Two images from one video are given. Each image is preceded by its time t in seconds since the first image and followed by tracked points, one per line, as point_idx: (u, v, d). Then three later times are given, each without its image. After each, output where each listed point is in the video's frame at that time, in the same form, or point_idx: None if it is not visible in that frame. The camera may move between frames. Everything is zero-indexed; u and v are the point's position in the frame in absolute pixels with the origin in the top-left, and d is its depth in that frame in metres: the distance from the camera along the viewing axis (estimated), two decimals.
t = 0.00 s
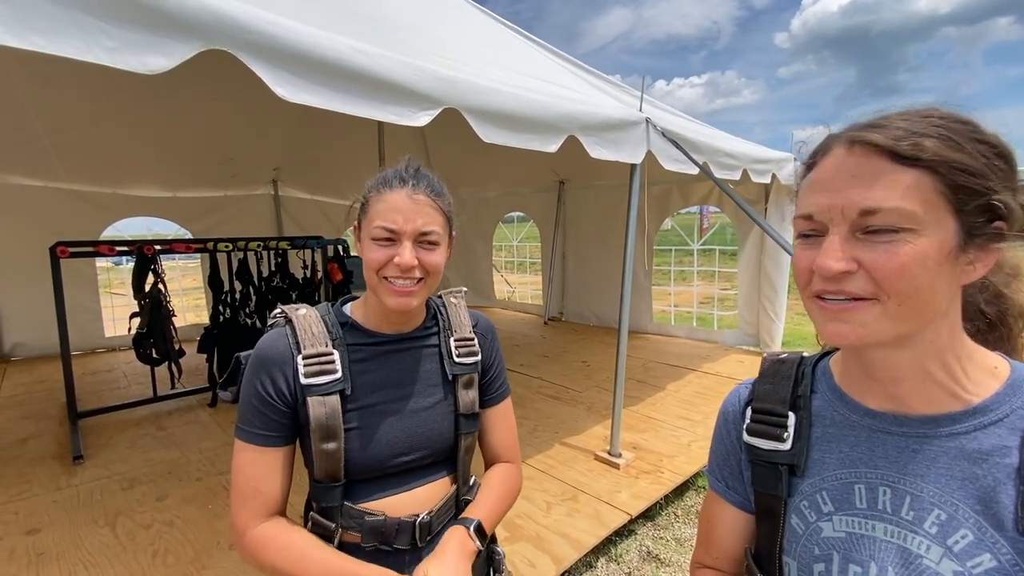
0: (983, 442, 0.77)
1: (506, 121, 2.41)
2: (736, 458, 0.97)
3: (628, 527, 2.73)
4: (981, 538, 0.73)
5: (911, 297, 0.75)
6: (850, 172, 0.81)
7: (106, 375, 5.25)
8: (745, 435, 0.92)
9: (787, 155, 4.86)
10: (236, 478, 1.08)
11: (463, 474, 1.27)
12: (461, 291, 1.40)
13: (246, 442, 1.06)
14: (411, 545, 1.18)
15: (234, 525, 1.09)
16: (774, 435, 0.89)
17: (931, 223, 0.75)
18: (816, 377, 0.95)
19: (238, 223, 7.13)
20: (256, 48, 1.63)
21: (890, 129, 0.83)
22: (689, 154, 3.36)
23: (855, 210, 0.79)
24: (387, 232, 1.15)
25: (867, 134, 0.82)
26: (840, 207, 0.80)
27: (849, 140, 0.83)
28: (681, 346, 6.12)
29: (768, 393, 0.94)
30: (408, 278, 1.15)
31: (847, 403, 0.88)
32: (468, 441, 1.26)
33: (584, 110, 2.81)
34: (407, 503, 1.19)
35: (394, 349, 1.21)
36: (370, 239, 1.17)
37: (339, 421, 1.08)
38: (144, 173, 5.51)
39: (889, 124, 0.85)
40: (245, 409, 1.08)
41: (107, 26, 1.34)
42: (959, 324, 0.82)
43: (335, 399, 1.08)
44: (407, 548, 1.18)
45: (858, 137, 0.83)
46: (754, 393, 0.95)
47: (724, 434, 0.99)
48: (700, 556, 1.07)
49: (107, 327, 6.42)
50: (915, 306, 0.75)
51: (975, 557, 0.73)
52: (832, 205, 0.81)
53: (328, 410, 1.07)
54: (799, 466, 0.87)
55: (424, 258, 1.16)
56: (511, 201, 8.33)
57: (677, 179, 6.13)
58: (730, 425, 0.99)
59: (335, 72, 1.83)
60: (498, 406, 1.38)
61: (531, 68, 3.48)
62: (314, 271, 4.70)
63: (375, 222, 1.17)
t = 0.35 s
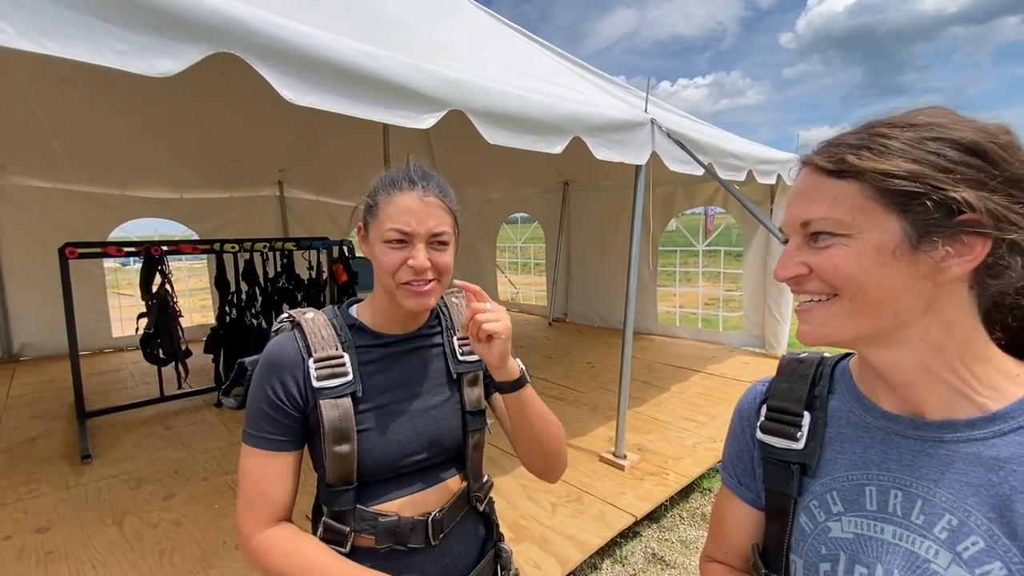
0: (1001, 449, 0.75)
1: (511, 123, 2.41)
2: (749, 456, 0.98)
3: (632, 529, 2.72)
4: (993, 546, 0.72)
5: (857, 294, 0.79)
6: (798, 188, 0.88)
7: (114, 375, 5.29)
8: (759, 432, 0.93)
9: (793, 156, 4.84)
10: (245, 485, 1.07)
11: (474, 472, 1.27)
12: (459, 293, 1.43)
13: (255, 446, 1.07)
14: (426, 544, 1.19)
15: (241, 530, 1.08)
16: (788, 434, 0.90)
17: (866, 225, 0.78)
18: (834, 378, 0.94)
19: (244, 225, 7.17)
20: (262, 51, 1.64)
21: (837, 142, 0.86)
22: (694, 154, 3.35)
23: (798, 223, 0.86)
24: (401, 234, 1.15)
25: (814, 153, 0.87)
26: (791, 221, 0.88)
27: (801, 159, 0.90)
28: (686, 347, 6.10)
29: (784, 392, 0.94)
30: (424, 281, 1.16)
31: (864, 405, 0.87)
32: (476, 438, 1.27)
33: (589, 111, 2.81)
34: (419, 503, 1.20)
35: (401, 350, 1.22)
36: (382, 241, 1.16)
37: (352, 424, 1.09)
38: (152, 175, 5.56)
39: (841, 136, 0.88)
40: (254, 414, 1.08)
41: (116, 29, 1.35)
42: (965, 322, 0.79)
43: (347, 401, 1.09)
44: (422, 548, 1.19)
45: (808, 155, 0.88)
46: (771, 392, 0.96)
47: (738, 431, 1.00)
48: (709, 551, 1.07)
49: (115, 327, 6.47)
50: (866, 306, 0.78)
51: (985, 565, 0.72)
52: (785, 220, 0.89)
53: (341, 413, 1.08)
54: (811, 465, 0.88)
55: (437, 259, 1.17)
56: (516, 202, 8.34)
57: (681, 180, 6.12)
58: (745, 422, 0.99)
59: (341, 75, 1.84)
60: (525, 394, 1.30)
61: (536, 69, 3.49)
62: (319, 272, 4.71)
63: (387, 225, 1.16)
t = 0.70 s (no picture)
0: (1017, 453, 0.75)
1: (512, 123, 2.41)
2: (754, 457, 0.97)
3: (634, 530, 2.72)
4: (1009, 551, 0.71)
5: (867, 294, 0.79)
6: (810, 187, 0.88)
7: (116, 375, 5.30)
8: (767, 432, 0.92)
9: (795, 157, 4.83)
10: (245, 488, 1.08)
11: (475, 474, 1.27)
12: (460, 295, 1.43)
13: (253, 446, 1.07)
14: (426, 547, 1.18)
15: (241, 531, 1.09)
16: (796, 435, 0.89)
17: (876, 226, 0.78)
18: (844, 380, 0.94)
19: (246, 225, 7.18)
20: (265, 52, 1.64)
21: (850, 141, 0.86)
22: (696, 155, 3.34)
23: (810, 222, 0.86)
24: (412, 238, 1.14)
25: (826, 151, 0.87)
26: (803, 220, 0.88)
27: (814, 156, 0.90)
28: (688, 348, 6.09)
29: (793, 392, 0.94)
30: (430, 286, 1.16)
31: (876, 406, 0.87)
32: (476, 440, 1.27)
33: (591, 112, 2.81)
34: (420, 506, 1.20)
35: (399, 352, 1.22)
36: (392, 243, 1.15)
37: (349, 425, 1.08)
38: (154, 175, 5.57)
39: (856, 135, 0.87)
40: (253, 415, 1.08)
41: (120, 30, 1.36)
42: (981, 323, 0.79)
43: (345, 402, 1.09)
44: (422, 551, 1.19)
45: (819, 154, 0.88)
46: (779, 392, 0.96)
47: (743, 431, 0.99)
48: (710, 553, 1.07)
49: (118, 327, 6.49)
50: (876, 306, 0.79)
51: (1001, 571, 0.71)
52: (795, 220, 0.90)
53: (338, 414, 1.08)
54: (819, 467, 0.87)
55: (446, 267, 1.18)
56: (518, 203, 8.33)
57: (684, 181, 6.12)
58: (751, 421, 0.99)
59: (343, 76, 1.84)
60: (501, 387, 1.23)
61: (538, 70, 3.49)
62: (321, 272, 4.72)
63: (398, 227, 1.14)
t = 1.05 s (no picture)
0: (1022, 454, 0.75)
1: (511, 124, 2.41)
2: (755, 461, 0.97)
3: (634, 531, 2.72)
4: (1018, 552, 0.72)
5: (871, 296, 0.79)
6: (811, 190, 0.88)
7: (115, 376, 5.30)
8: (768, 437, 0.92)
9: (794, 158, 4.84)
10: (244, 488, 1.08)
11: (473, 475, 1.27)
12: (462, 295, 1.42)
13: (252, 447, 1.07)
14: (424, 548, 1.18)
15: (239, 532, 1.09)
16: (798, 439, 0.89)
17: (879, 230, 0.78)
18: (844, 383, 0.93)
19: (246, 226, 7.18)
20: (265, 54, 1.64)
21: (852, 144, 0.86)
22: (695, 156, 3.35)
23: (811, 225, 0.86)
24: (413, 249, 1.14)
25: (827, 153, 0.87)
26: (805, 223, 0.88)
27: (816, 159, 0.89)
28: (688, 348, 6.10)
29: (793, 397, 0.93)
30: (428, 297, 1.17)
31: (877, 408, 0.87)
32: (474, 441, 1.26)
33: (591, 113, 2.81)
34: (417, 506, 1.20)
35: (398, 353, 1.22)
36: (393, 251, 1.15)
37: (348, 425, 1.08)
38: (153, 176, 5.56)
39: (859, 138, 0.86)
40: (252, 415, 1.08)
41: (119, 30, 1.36)
42: (982, 327, 0.80)
43: (344, 402, 1.09)
44: (420, 551, 1.18)
45: (820, 156, 0.88)
46: (779, 396, 0.95)
47: (744, 436, 0.99)
48: (711, 557, 1.07)
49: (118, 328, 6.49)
50: (878, 308, 0.79)
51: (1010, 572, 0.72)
52: (797, 222, 0.90)
53: (338, 414, 1.08)
54: (824, 472, 0.87)
55: (445, 278, 1.18)
56: (517, 203, 8.34)
57: (683, 182, 6.14)
58: (751, 426, 0.98)
59: (343, 77, 1.84)
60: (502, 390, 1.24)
61: (537, 71, 3.49)
62: (321, 273, 4.72)
63: (399, 237, 1.14)
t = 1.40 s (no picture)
0: (1013, 449, 0.76)
1: (510, 125, 2.41)
2: (754, 462, 0.98)
3: (632, 531, 2.72)
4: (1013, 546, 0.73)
5: (917, 301, 0.76)
6: (848, 187, 0.83)
7: (112, 376, 5.29)
8: (766, 438, 0.92)
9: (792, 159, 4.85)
10: (242, 488, 1.08)
11: (470, 476, 1.27)
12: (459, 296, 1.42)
13: (251, 449, 1.07)
14: (422, 548, 1.18)
15: (237, 533, 1.08)
16: (796, 439, 0.89)
17: (931, 232, 0.76)
18: (838, 382, 0.94)
19: (244, 226, 7.18)
20: (263, 54, 1.64)
21: (890, 141, 0.84)
22: (693, 157, 3.35)
23: (854, 225, 0.81)
24: (410, 251, 1.14)
25: (867, 148, 0.84)
26: (844, 222, 0.83)
27: (850, 156, 0.85)
28: (686, 349, 6.11)
29: (790, 397, 0.93)
30: (424, 300, 1.17)
31: (872, 407, 0.88)
32: (472, 441, 1.27)
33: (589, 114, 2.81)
34: (415, 507, 1.20)
35: (396, 353, 1.22)
36: (391, 253, 1.15)
37: (345, 426, 1.08)
38: (151, 176, 5.54)
39: (896, 134, 0.85)
40: (249, 416, 1.08)
41: (117, 32, 1.36)
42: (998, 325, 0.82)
43: (341, 403, 1.09)
44: (418, 552, 1.18)
45: (858, 151, 0.84)
46: (776, 396, 0.95)
47: (742, 436, 1.00)
48: (713, 559, 1.07)
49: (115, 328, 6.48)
50: (922, 313, 0.76)
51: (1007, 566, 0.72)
52: (831, 220, 0.85)
53: (335, 415, 1.08)
54: (821, 470, 0.87)
55: (442, 280, 1.18)
56: (516, 204, 8.35)
57: (681, 183, 6.15)
58: (749, 427, 0.99)
59: (342, 77, 1.84)
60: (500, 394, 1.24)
61: (535, 72, 3.49)
62: (319, 273, 4.71)
63: (398, 239, 1.14)
